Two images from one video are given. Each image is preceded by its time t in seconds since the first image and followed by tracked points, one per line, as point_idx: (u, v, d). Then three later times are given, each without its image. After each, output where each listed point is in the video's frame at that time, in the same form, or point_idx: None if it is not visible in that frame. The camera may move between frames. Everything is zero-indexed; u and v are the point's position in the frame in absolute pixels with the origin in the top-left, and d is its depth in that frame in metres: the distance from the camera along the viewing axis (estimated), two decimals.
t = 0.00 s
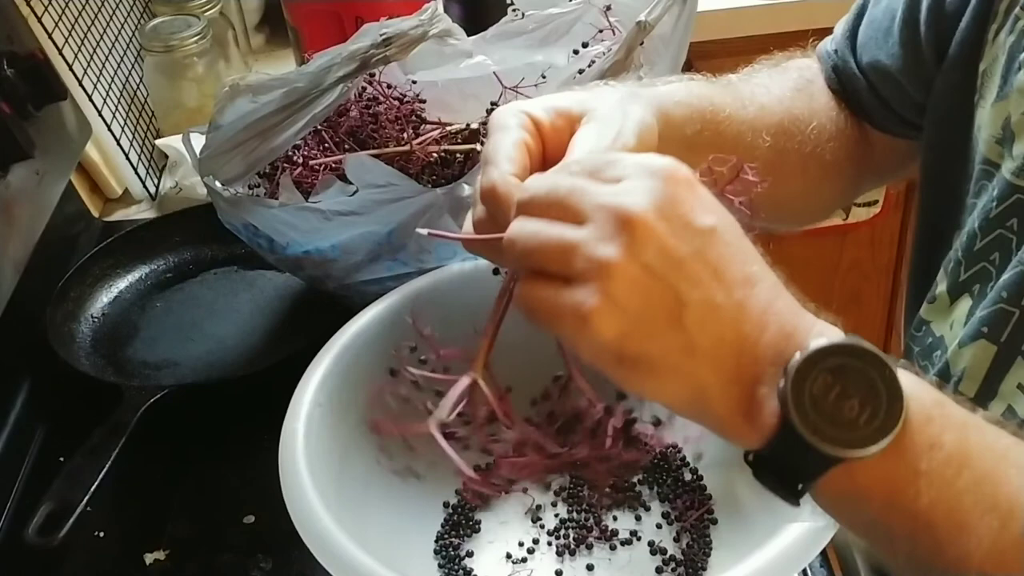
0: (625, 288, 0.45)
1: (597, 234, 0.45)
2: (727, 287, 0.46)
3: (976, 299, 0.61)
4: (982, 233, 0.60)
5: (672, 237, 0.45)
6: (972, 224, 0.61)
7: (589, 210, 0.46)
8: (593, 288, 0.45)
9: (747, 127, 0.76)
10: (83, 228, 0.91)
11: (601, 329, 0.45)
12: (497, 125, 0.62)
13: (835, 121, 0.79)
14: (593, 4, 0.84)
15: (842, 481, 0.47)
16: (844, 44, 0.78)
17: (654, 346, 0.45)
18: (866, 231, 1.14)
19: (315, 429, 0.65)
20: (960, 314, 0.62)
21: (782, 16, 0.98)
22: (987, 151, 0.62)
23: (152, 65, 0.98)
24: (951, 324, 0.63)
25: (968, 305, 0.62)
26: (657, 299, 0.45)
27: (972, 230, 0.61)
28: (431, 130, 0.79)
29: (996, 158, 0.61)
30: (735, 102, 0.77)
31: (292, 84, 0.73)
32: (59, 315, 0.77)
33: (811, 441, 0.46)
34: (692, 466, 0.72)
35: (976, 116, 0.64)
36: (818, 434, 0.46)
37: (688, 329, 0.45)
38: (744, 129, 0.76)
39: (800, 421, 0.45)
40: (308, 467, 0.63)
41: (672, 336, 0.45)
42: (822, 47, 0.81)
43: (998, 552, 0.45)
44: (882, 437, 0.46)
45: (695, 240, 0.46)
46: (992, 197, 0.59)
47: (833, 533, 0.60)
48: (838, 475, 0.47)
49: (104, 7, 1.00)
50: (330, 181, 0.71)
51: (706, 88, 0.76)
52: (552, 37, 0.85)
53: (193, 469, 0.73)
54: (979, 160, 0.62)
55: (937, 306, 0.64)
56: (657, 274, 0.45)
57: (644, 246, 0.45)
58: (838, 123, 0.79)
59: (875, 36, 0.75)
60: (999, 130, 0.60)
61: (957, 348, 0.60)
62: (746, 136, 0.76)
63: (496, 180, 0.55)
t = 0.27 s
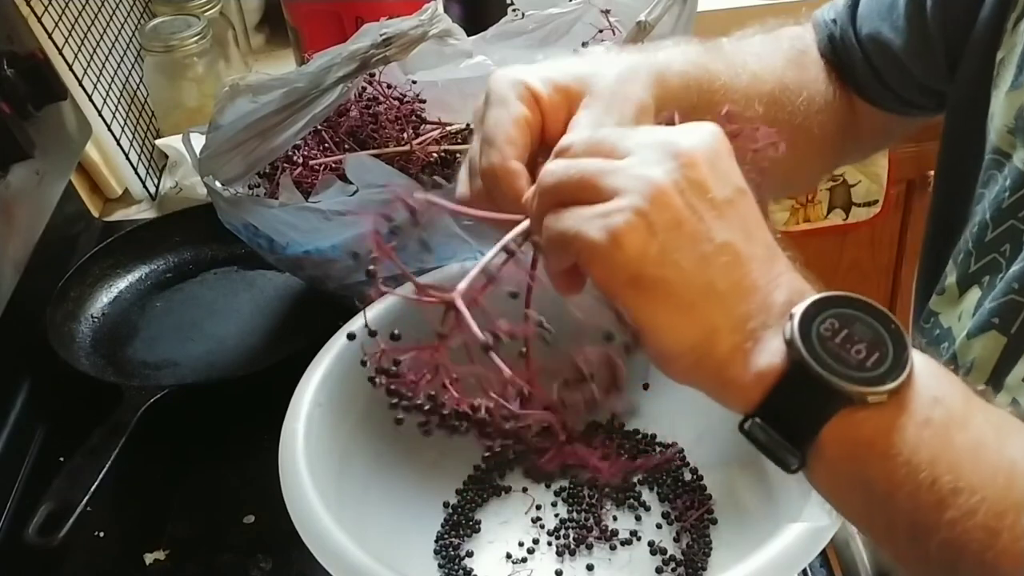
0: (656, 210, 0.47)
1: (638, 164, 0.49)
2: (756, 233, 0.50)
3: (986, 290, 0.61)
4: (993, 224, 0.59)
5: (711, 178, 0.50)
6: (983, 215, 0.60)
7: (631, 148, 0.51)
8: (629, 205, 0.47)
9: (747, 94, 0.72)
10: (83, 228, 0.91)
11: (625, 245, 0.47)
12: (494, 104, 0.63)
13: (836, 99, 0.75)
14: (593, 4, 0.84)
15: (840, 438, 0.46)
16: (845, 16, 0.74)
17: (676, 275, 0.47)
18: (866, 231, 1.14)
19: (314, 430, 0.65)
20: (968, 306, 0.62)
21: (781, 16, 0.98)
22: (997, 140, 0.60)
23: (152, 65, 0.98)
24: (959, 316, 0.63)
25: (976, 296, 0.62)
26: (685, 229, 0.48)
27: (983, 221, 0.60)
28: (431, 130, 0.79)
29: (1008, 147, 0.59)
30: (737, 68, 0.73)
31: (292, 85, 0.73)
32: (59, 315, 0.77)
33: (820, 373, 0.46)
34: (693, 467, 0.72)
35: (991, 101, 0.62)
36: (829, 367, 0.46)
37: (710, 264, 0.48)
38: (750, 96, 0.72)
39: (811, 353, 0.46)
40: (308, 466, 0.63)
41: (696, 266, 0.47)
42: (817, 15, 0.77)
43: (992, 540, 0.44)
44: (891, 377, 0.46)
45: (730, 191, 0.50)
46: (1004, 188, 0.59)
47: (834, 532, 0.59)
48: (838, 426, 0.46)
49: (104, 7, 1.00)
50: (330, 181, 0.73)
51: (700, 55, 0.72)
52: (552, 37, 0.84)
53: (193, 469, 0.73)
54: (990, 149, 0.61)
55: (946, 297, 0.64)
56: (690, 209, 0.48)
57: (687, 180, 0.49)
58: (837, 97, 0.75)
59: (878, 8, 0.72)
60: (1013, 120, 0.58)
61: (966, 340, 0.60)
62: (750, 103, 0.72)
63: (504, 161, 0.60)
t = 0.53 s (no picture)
0: (655, 216, 0.47)
1: (633, 158, 0.49)
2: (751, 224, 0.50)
3: (993, 293, 0.60)
4: (1002, 226, 0.59)
5: (706, 170, 0.49)
6: (991, 218, 0.60)
7: (625, 140, 0.50)
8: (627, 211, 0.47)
9: (783, 94, 0.73)
10: (83, 228, 0.91)
11: (625, 255, 0.47)
12: (574, 51, 0.62)
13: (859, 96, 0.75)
14: (592, 4, 0.84)
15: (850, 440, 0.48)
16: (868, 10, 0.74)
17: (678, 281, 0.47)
18: (866, 231, 1.14)
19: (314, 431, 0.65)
20: (974, 308, 0.62)
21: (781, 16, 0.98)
22: (1012, 142, 0.60)
23: (152, 65, 0.98)
24: (965, 319, 0.62)
25: (983, 298, 0.61)
26: (686, 232, 0.48)
27: (992, 223, 0.60)
28: (431, 130, 0.79)
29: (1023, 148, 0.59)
30: (770, 69, 0.73)
31: (292, 85, 0.73)
32: (59, 315, 0.77)
33: (825, 377, 0.47)
34: (693, 466, 0.72)
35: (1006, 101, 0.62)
36: (833, 370, 0.47)
37: (710, 268, 0.48)
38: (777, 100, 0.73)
39: (816, 357, 0.47)
40: (308, 466, 0.63)
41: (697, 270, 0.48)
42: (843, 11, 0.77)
43: (983, 534, 0.46)
44: (897, 380, 0.47)
45: (729, 178, 0.50)
46: (1015, 188, 0.59)
47: (835, 532, 0.59)
48: (845, 426, 0.48)
49: (104, 7, 1.00)
50: (330, 181, 0.72)
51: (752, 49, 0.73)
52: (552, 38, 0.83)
53: (193, 469, 0.73)
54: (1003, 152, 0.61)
55: (953, 300, 0.63)
56: (689, 209, 0.48)
57: (683, 173, 0.49)
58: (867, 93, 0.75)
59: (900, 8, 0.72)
60: None
61: (970, 342, 0.59)
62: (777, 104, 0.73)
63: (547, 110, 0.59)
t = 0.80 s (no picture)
0: (648, 232, 0.48)
1: (621, 173, 0.50)
2: (746, 232, 0.50)
3: (1001, 302, 0.60)
4: (1011, 232, 0.59)
5: (694, 182, 0.50)
6: (999, 224, 0.60)
7: (612, 156, 0.51)
8: (620, 230, 0.48)
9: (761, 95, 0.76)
10: (83, 228, 0.91)
11: (621, 273, 0.48)
12: (589, 47, 0.62)
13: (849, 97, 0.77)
14: (593, 4, 0.83)
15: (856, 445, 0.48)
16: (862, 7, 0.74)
17: (677, 295, 0.48)
18: (866, 231, 1.14)
19: (314, 430, 0.65)
20: (984, 316, 0.61)
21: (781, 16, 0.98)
22: (1018, 148, 0.60)
23: (152, 65, 0.98)
24: (974, 328, 0.62)
25: (992, 306, 0.61)
26: (680, 246, 0.49)
27: (1002, 229, 0.60)
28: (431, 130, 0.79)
29: None
30: (750, 80, 0.76)
31: (292, 85, 0.73)
32: (59, 315, 0.77)
33: (827, 390, 0.47)
34: (693, 466, 0.72)
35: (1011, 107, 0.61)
36: (835, 384, 0.48)
37: (709, 280, 0.49)
38: (760, 103, 0.76)
39: (820, 372, 0.47)
40: (308, 466, 0.63)
41: (695, 283, 0.48)
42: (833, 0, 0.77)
43: (990, 542, 0.46)
44: (903, 392, 0.48)
45: (720, 187, 0.50)
46: None
47: (835, 531, 0.59)
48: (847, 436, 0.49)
49: (104, 7, 1.00)
50: (330, 181, 0.72)
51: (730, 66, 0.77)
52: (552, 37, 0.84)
53: (193, 469, 0.73)
54: (1009, 157, 0.60)
55: (962, 309, 0.63)
56: (682, 222, 0.49)
57: (671, 187, 0.49)
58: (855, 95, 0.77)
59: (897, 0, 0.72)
60: None
61: (979, 351, 0.59)
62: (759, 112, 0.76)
63: (554, 102, 0.58)
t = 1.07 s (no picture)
0: (661, 237, 0.48)
1: (631, 184, 0.50)
2: (757, 237, 0.50)
3: (1001, 307, 0.60)
4: (1013, 240, 0.59)
5: (703, 186, 0.50)
6: (1003, 230, 0.60)
7: (621, 165, 0.51)
8: (634, 237, 0.48)
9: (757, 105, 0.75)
10: (82, 228, 0.91)
11: (637, 281, 0.48)
12: (584, 62, 0.62)
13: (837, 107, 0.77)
14: (592, 4, 0.84)
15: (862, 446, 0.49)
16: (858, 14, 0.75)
17: (691, 300, 0.49)
18: (866, 231, 1.14)
19: (314, 430, 0.65)
20: (983, 321, 0.61)
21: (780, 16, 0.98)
22: (1020, 156, 0.60)
23: (153, 65, 0.98)
24: (973, 333, 0.63)
25: (992, 312, 0.61)
26: (694, 250, 0.49)
27: (1003, 236, 0.59)
28: (431, 130, 0.79)
29: None
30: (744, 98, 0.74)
31: (292, 85, 0.73)
32: (59, 315, 0.77)
33: (838, 391, 0.48)
34: (693, 466, 0.72)
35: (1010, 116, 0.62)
36: (846, 384, 0.48)
37: (721, 284, 0.49)
38: (757, 125, 0.74)
39: (832, 374, 0.48)
40: (308, 466, 0.62)
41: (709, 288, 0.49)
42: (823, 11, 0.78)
43: (994, 539, 0.47)
44: (911, 391, 0.48)
45: (728, 189, 0.51)
46: None
47: (835, 531, 0.59)
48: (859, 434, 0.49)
49: (104, 7, 1.00)
50: (330, 181, 0.72)
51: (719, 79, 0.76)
52: (552, 37, 0.84)
53: (193, 469, 0.73)
54: (1012, 165, 0.61)
55: (960, 315, 0.64)
56: (693, 226, 0.49)
57: (681, 192, 0.49)
58: (845, 105, 0.77)
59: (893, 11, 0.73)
60: None
61: (980, 355, 0.59)
62: (757, 134, 0.74)
63: (545, 123, 0.57)
